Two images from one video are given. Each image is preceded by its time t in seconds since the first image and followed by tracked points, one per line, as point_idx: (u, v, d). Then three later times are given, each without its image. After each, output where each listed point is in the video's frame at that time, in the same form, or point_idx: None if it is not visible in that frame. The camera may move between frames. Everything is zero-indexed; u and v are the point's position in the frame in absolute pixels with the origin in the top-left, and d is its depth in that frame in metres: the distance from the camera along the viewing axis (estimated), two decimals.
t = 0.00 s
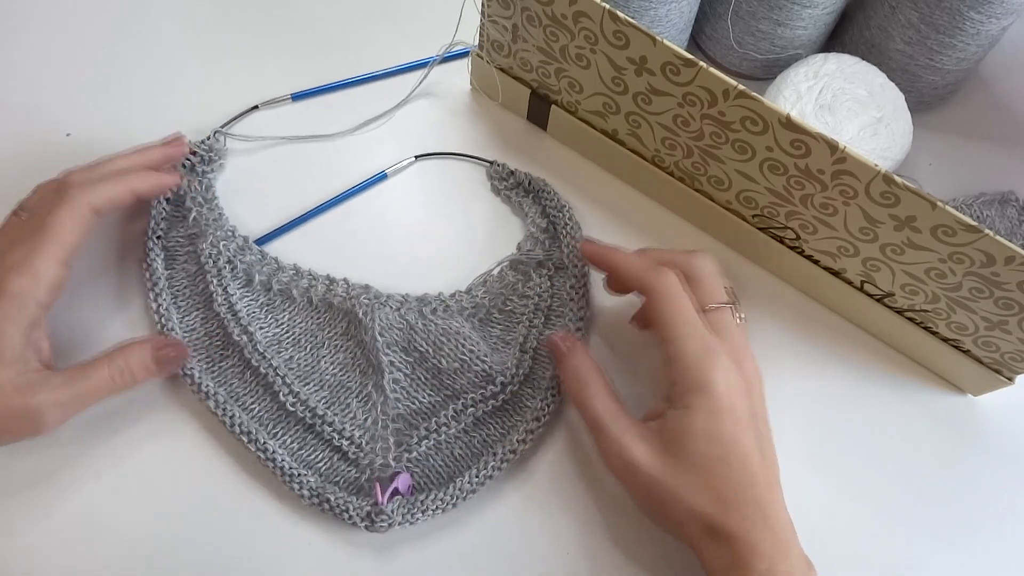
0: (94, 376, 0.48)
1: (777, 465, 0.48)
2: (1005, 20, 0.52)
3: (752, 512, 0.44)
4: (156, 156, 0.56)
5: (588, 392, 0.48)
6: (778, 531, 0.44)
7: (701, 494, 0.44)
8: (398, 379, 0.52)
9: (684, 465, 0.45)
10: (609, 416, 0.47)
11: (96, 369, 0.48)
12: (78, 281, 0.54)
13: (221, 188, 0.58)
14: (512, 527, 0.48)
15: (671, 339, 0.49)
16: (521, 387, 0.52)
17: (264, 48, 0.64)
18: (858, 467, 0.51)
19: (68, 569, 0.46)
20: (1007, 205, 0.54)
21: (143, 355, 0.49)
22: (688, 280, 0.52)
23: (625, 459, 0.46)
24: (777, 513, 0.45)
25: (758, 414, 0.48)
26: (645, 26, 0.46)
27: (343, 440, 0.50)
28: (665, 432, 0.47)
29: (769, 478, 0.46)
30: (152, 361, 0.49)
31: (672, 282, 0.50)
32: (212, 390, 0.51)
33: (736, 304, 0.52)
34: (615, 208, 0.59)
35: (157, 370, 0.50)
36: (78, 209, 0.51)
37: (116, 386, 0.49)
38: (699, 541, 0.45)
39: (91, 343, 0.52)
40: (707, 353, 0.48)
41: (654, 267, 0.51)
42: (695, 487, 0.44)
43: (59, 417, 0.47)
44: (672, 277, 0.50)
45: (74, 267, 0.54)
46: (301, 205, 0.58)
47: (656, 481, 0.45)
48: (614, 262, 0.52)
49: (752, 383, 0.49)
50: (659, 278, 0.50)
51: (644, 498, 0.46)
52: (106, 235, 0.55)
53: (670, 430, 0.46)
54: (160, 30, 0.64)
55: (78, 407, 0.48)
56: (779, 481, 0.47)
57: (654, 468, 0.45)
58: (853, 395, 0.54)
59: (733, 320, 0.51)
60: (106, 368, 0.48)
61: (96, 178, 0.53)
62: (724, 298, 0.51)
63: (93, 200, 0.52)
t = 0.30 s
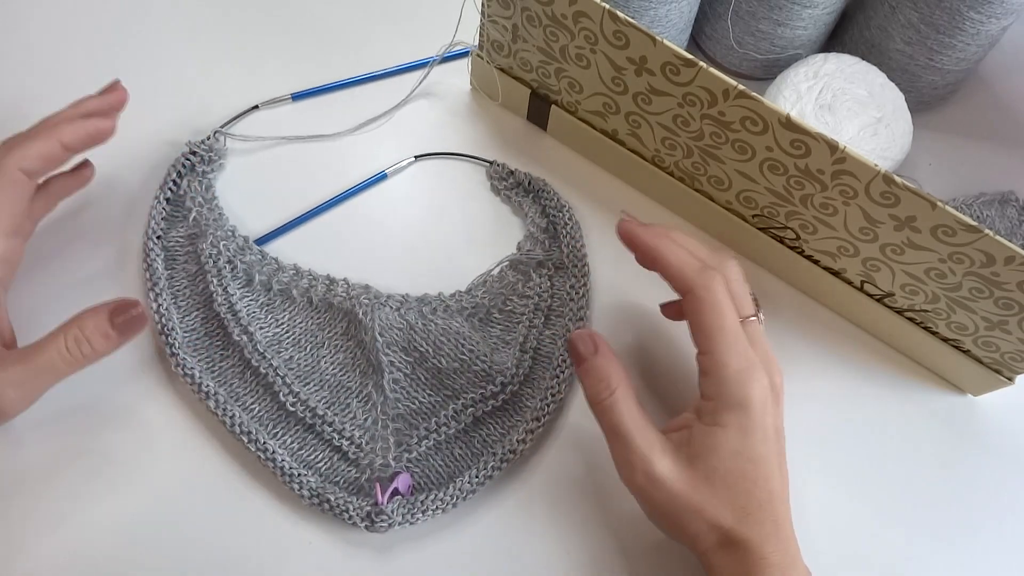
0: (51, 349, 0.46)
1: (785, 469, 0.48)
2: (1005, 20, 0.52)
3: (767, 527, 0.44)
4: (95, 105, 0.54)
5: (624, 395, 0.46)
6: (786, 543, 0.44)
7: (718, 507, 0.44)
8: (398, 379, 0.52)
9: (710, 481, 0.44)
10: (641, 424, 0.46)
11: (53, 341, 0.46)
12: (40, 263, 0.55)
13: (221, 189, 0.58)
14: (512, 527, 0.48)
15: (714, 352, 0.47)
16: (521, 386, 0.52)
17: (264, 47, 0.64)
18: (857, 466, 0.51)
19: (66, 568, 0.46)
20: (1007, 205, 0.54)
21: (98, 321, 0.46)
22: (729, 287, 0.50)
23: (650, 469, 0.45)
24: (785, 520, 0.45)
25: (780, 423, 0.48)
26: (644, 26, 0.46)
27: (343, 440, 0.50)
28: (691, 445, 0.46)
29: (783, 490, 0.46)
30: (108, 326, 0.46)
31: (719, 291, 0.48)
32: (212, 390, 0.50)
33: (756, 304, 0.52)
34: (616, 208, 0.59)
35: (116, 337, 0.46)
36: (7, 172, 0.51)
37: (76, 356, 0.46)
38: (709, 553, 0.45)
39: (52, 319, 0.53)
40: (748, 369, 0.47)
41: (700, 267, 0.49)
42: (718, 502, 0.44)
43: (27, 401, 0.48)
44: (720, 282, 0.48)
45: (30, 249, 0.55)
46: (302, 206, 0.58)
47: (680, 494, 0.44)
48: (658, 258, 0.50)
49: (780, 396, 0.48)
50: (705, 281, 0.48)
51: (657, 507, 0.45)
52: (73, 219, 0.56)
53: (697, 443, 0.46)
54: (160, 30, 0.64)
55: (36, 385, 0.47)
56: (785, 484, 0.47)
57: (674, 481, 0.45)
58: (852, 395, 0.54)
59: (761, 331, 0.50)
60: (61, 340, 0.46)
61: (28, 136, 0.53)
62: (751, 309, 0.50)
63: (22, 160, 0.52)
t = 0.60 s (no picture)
0: (68, 365, 0.46)
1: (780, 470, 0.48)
2: (1005, 20, 0.52)
3: (760, 526, 0.44)
4: (135, 142, 0.55)
5: (609, 394, 0.47)
6: (782, 543, 0.44)
7: (708, 506, 0.44)
8: (399, 379, 0.52)
9: (698, 479, 0.45)
10: (626, 423, 0.46)
11: (73, 359, 0.46)
12: (55, 276, 0.54)
13: (221, 189, 0.58)
14: (512, 527, 0.48)
15: (698, 352, 0.48)
16: (521, 386, 0.52)
17: (264, 48, 0.64)
18: (857, 466, 0.51)
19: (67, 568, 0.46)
20: (1007, 205, 0.54)
21: (120, 343, 0.47)
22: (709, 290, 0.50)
23: (637, 467, 0.45)
24: (779, 519, 0.45)
25: (771, 424, 0.48)
26: (644, 26, 0.46)
27: (343, 440, 0.50)
28: (679, 444, 0.46)
29: (776, 489, 0.46)
30: (129, 351, 0.47)
31: (699, 293, 0.49)
32: (212, 390, 0.51)
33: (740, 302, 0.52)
34: (615, 208, 0.59)
35: (136, 360, 0.47)
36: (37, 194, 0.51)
37: (94, 377, 0.47)
38: (703, 552, 0.45)
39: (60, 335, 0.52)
40: (733, 367, 0.47)
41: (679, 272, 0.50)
42: (708, 502, 0.44)
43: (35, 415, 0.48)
44: (700, 283, 0.49)
45: (47, 258, 0.55)
46: (302, 206, 0.58)
47: (670, 493, 0.45)
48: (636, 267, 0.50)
49: (771, 394, 0.49)
50: (683, 284, 0.49)
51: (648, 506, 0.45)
52: (89, 233, 0.56)
53: (685, 442, 0.46)
54: (160, 30, 0.64)
55: (46, 403, 0.47)
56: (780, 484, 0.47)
57: (661, 480, 0.45)
58: (852, 395, 0.54)
59: (746, 331, 0.50)
60: (82, 359, 0.46)
61: (62, 164, 0.52)
62: (734, 308, 0.50)
63: (58, 185, 0.51)
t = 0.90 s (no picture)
0: (78, 379, 0.47)
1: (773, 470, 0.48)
2: (1005, 20, 0.52)
3: (746, 526, 0.44)
4: (167, 177, 0.54)
5: (573, 412, 0.48)
6: (775, 543, 0.44)
7: (693, 508, 0.44)
8: (398, 380, 0.52)
9: (676, 482, 0.45)
10: (599, 434, 0.47)
11: (80, 377, 0.47)
12: (69, 290, 0.54)
13: (222, 189, 0.58)
14: (512, 527, 0.48)
15: (660, 362, 0.48)
16: (521, 386, 0.52)
17: (264, 48, 0.64)
18: (857, 466, 0.51)
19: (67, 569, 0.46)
20: (1007, 205, 0.55)
21: (128, 360, 0.48)
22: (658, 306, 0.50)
23: (613, 477, 0.46)
24: (769, 518, 0.45)
25: (754, 425, 0.48)
26: (645, 26, 0.46)
27: (343, 440, 0.50)
28: (656, 448, 0.46)
29: (763, 487, 0.46)
30: (137, 368, 0.48)
31: (643, 309, 0.49)
32: (212, 390, 0.50)
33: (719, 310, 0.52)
34: (615, 208, 0.59)
35: (143, 377, 0.48)
36: (66, 219, 0.51)
37: (101, 394, 0.48)
38: (695, 554, 0.45)
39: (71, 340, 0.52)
40: (700, 370, 0.47)
41: (620, 294, 0.50)
42: (692, 505, 0.44)
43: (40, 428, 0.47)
44: (640, 300, 0.49)
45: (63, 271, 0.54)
46: (302, 206, 0.58)
47: (649, 499, 0.45)
48: (579, 298, 0.51)
49: (748, 392, 0.48)
50: (626, 304, 0.49)
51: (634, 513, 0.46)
52: (102, 247, 0.55)
53: (662, 446, 0.46)
54: (159, 30, 0.64)
55: (57, 415, 0.47)
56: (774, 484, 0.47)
57: (643, 485, 0.45)
58: (852, 395, 0.54)
59: (713, 333, 0.50)
60: (91, 376, 0.47)
61: (96, 191, 0.52)
62: (694, 313, 0.50)
63: (89, 213, 0.51)
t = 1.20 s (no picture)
0: (89, 362, 0.48)
1: (771, 468, 0.48)
2: (1005, 20, 0.52)
3: (742, 519, 0.44)
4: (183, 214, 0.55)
5: (564, 417, 0.48)
6: (773, 538, 0.44)
7: (687, 503, 0.44)
8: (399, 380, 0.52)
9: (670, 477, 0.45)
10: (589, 430, 0.47)
11: (89, 359, 0.48)
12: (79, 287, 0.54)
13: (222, 189, 0.58)
14: (512, 527, 0.48)
15: (647, 361, 0.48)
16: (521, 387, 0.52)
17: (264, 48, 0.64)
18: (857, 466, 0.51)
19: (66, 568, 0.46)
20: (1007, 205, 0.55)
21: (135, 341, 0.49)
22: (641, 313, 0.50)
23: (607, 476, 0.46)
24: (765, 512, 0.45)
25: (751, 422, 0.48)
26: (645, 26, 0.46)
27: (343, 440, 0.50)
28: (649, 443, 0.47)
29: (758, 481, 0.46)
30: (144, 347, 0.49)
31: (626, 316, 0.49)
32: (212, 389, 0.50)
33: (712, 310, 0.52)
34: (614, 207, 0.59)
35: (149, 358, 0.50)
36: (92, 235, 0.51)
37: (108, 375, 0.48)
38: (692, 550, 0.45)
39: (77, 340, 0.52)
40: (688, 362, 0.47)
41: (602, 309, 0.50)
42: (685, 501, 0.44)
43: (56, 414, 0.48)
44: (622, 307, 0.49)
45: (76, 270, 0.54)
46: (301, 207, 0.58)
47: (644, 496, 0.45)
48: (561, 323, 0.51)
49: (739, 387, 0.48)
50: (608, 315, 0.49)
51: (631, 511, 0.46)
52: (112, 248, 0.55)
53: (654, 440, 0.46)
54: (159, 30, 0.64)
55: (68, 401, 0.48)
56: (772, 482, 0.47)
57: (636, 480, 0.45)
58: (852, 395, 0.54)
59: (702, 330, 0.50)
60: (99, 357, 0.48)
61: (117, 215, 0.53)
62: (681, 309, 0.50)
63: (112, 232, 0.52)
